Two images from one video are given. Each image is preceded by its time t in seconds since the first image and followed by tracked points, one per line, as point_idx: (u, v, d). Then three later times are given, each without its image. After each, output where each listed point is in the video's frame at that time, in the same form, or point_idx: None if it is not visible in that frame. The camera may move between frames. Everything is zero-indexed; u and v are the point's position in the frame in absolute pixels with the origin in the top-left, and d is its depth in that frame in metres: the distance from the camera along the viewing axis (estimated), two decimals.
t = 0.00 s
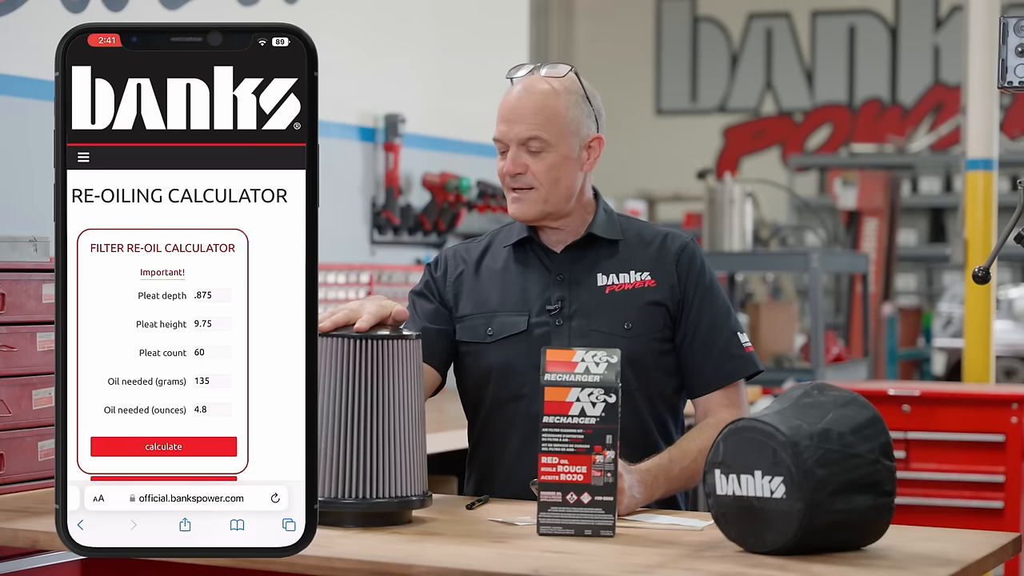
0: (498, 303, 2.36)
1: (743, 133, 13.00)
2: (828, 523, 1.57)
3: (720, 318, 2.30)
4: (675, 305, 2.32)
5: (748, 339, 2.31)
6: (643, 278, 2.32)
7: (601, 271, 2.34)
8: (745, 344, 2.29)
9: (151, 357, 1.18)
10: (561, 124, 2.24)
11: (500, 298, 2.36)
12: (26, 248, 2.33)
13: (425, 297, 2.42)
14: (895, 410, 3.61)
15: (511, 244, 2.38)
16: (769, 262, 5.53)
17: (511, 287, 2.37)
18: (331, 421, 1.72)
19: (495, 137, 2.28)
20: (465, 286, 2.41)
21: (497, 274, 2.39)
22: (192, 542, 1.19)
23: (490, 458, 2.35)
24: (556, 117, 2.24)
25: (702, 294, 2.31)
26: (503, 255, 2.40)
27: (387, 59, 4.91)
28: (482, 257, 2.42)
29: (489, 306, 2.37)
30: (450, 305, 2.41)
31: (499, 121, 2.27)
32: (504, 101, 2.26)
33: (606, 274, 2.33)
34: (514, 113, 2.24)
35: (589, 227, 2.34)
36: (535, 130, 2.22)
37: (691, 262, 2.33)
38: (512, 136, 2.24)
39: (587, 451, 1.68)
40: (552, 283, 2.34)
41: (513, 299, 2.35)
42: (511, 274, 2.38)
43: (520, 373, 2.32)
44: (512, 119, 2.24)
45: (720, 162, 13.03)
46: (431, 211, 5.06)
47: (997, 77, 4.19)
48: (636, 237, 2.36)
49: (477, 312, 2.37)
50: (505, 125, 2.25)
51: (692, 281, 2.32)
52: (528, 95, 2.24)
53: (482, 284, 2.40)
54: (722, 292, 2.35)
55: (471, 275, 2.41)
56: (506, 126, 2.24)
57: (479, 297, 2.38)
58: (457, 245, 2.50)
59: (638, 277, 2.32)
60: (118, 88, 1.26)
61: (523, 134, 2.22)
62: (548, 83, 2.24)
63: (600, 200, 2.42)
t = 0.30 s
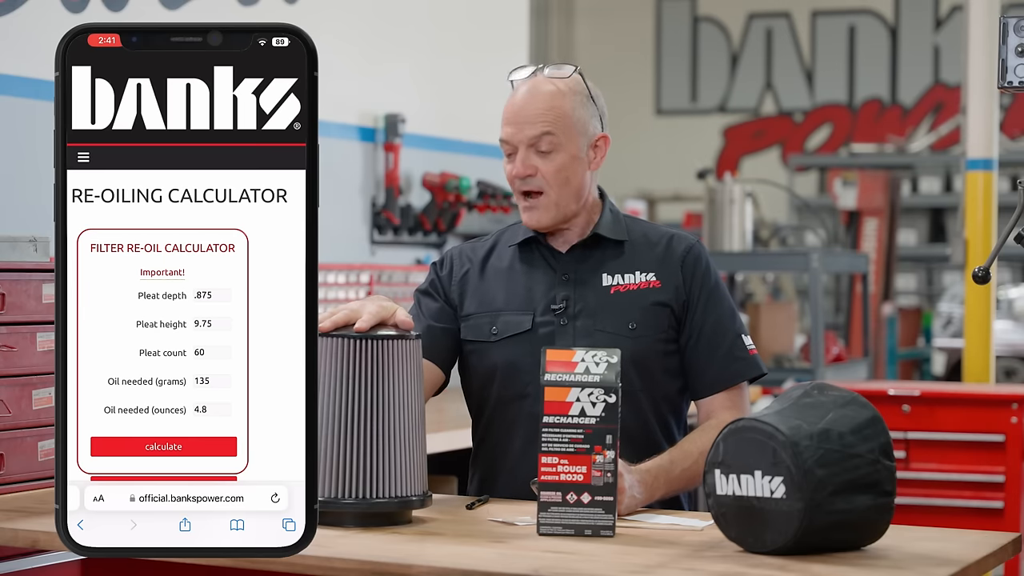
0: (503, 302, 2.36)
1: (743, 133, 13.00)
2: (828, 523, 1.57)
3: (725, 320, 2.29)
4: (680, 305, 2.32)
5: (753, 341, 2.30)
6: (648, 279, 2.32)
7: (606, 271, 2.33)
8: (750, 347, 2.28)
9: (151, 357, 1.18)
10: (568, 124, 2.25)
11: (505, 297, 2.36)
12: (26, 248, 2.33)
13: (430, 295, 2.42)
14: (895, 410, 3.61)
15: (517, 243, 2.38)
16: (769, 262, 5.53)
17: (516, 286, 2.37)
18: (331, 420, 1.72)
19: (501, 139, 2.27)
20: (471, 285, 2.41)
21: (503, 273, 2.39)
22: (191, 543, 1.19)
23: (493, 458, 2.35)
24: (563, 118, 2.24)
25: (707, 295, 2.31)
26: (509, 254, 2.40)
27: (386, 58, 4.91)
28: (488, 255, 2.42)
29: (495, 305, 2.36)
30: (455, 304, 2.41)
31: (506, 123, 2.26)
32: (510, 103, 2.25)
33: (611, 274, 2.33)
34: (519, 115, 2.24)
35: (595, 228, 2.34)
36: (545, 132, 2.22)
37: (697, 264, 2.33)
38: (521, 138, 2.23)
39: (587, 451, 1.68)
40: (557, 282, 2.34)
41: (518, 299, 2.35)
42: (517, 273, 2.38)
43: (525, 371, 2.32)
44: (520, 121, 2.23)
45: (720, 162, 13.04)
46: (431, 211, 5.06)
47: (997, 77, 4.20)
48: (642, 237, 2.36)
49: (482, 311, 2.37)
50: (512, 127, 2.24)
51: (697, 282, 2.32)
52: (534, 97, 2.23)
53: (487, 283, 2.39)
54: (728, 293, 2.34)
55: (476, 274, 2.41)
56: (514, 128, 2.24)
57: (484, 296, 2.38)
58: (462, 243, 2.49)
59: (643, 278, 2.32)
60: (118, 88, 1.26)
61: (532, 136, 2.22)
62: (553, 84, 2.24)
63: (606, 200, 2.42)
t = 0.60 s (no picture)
0: (505, 302, 2.36)
1: (743, 133, 13.00)
2: (829, 523, 1.57)
3: (727, 321, 2.28)
4: (682, 306, 2.32)
5: (755, 342, 2.29)
6: (651, 279, 2.32)
7: (609, 271, 2.33)
8: (752, 348, 2.28)
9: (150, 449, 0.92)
10: (581, 112, 2.24)
11: (507, 297, 2.36)
12: (26, 248, 2.33)
13: (431, 296, 2.42)
14: (895, 410, 3.61)
15: (519, 242, 2.38)
16: (769, 262, 5.53)
17: (519, 286, 2.37)
18: (331, 421, 1.72)
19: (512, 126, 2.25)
20: (473, 285, 2.40)
21: (505, 273, 2.39)
22: None
23: (496, 458, 2.35)
24: (577, 106, 2.23)
25: (710, 296, 2.30)
26: (511, 253, 2.40)
27: (386, 58, 4.90)
28: (490, 255, 2.42)
29: (497, 305, 2.36)
30: (457, 304, 2.41)
31: (518, 110, 2.24)
32: (523, 90, 2.24)
33: (613, 274, 2.33)
34: (535, 101, 2.22)
35: (598, 227, 2.33)
36: (558, 117, 2.21)
37: (699, 264, 2.32)
38: (533, 123, 2.21)
39: (587, 451, 1.68)
40: (559, 282, 2.34)
41: (520, 298, 2.35)
42: (519, 273, 2.38)
43: (527, 371, 2.32)
44: (534, 106, 2.22)
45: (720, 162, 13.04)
46: (430, 211, 5.05)
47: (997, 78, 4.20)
48: (644, 237, 2.36)
49: (485, 311, 2.37)
50: (525, 112, 2.23)
51: (700, 283, 2.32)
52: (550, 84, 2.22)
53: (490, 283, 2.39)
54: (731, 294, 2.34)
55: (478, 274, 2.41)
56: (527, 113, 2.22)
57: (486, 296, 2.38)
58: (463, 243, 2.49)
59: (645, 278, 2.32)
60: (117, 177, 0.95)
61: (546, 120, 2.21)
62: (568, 73, 2.24)
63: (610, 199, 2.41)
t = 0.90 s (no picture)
0: (506, 301, 2.36)
1: (743, 133, 13.00)
2: (829, 523, 1.57)
3: (727, 322, 2.28)
4: (683, 306, 2.32)
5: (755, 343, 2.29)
6: (652, 279, 2.32)
7: (610, 271, 2.33)
8: (752, 349, 2.28)
9: None
10: (580, 114, 2.19)
11: (509, 297, 2.36)
12: (26, 248, 2.33)
13: (432, 296, 2.42)
14: (895, 410, 3.61)
15: (520, 242, 2.38)
16: (770, 262, 5.53)
17: (520, 286, 2.37)
18: (331, 421, 1.72)
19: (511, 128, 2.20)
20: (474, 285, 2.40)
21: (506, 272, 2.38)
22: None
23: (497, 458, 2.35)
24: (576, 108, 2.19)
25: (711, 296, 2.30)
26: (512, 253, 2.39)
27: (387, 56, 4.89)
28: (491, 255, 2.42)
29: (498, 305, 2.36)
30: (458, 304, 2.41)
31: (516, 112, 2.19)
32: (521, 92, 2.19)
33: (615, 274, 2.33)
34: (534, 103, 2.17)
35: (598, 227, 2.32)
36: (558, 119, 2.16)
37: (700, 265, 2.32)
38: (533, 126, 2.16)
39: (587, 451, 1.68)
40: (560, 282, 2.34)
41: (521, 298, 2.35)
42: (520, 273, 2.37)
43: (528, 371, 2.31)
44: (533, 109, 2.17)
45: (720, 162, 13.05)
46: (430, 211, 5.06)
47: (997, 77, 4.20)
48: (646, 237, 2.36)
49: (486, 311, 2.37)
50: (524, 115, 2.18)
51: (700, 284, 2.32)
52: (548, 86, 2.18)
53: (491, 283, 2.39)
54: (732, 295, 2.34)
55: (479, 274, 2.41)
56: (526, 116, 2.17)
57: (486, 296, 2.38)
58: (464, 243, 2.49)
59: (647, 278, 2.32)
60: (118, 532, 0.95)
61: (545, 123, 2.16)
62: (567, 75, 2.20)
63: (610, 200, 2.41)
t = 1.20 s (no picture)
0: (505, 302, 2.36)
1: (743, 133, 13.00)
2: (828, 523, 1.57)
3: (726, 322, 2.28)
4: (682, 306, 2.32)
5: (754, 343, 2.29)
6: (651, 280, 2.32)
7: (609, 271, 2.33)
8: (751, 348, 2.28)
9: None
10: (579, 115, 2.19)
11: (508, 297, 2.36)
12: (26, 248, 2.33)
13: (431, 296, 2.42)
14: (895, 410, 3.60)
15: (520, 243, 2.38)
16: (770, 262, 5.53)
17: (519, 286, 2.36)
18: (331, 420, 1.72)
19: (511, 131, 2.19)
20: (473, 286, 2.40)
21: (506, 273, 2.38)
22: None
23: (497, 458, 2.35)
24: (575, 108, 2.18)
25: (710, 296, 2.30)
26: (512, 253, 2.39)
27: (387, 56, 4.89)
28: (491, 255, 2.42)
29: (498, 305, 2.36)
30: (457, 305, 2.41)
31: (516, 115, 2.18)
32: (520, 95, 2.19)
33: (614, 274, 2.33)
34: (533, 105, 2.16)
35: (598, 228, 2.32)
36: (558, 120, 2.16)
37: (699, 265, 2.32)
38: (533, 129, 2.16)
39: (587, 451, 1.68)
40: (560, 282, 2.34)
41: (521, 298, 2.35)
42: (520, 273, 2.37)
43: (528, 372, 2.31)
44: (533, 111, 2.16)
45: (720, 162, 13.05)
46: (430, 211, 5.06)
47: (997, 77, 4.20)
48: (645, 237, 2.36)
49: (486, 312, 2.37)
50: (524, 117, 2.17)
51: (700, 284, 2.32)
52: (546, 87, 2.17)
53: (491, 283, 2.39)
54: (731, 295, 2.34)
55: (479, 274, 2.41)
56: (526, 118, 2.17)
57: (486, 296, 2.38)
58: (463, 244, 2.49)
59: (646, 278, 2.32)
60: None
61: (546, 124, 2.16)
62: (565, 76, 2.19)
63: (609, 201, 2.41)
